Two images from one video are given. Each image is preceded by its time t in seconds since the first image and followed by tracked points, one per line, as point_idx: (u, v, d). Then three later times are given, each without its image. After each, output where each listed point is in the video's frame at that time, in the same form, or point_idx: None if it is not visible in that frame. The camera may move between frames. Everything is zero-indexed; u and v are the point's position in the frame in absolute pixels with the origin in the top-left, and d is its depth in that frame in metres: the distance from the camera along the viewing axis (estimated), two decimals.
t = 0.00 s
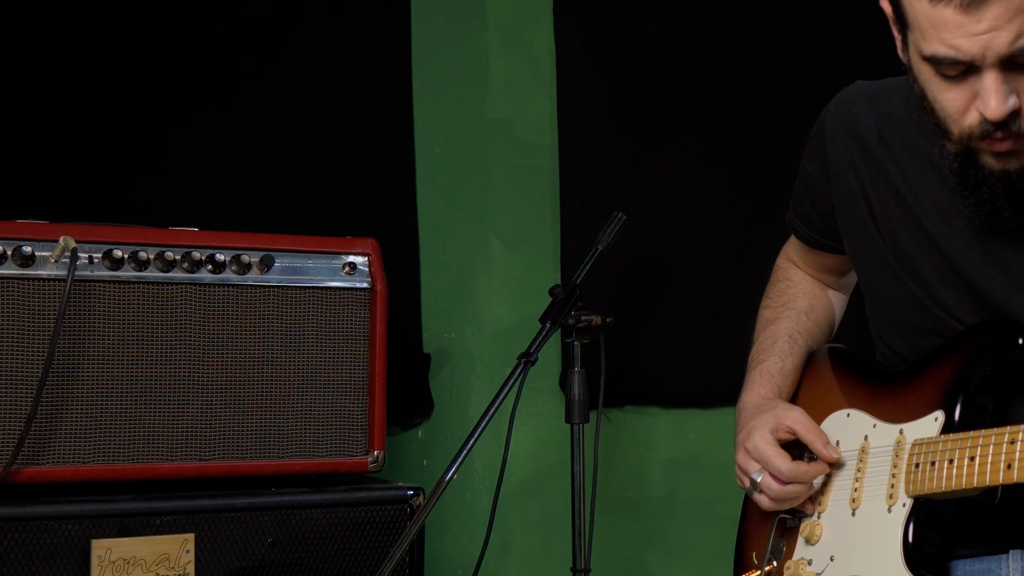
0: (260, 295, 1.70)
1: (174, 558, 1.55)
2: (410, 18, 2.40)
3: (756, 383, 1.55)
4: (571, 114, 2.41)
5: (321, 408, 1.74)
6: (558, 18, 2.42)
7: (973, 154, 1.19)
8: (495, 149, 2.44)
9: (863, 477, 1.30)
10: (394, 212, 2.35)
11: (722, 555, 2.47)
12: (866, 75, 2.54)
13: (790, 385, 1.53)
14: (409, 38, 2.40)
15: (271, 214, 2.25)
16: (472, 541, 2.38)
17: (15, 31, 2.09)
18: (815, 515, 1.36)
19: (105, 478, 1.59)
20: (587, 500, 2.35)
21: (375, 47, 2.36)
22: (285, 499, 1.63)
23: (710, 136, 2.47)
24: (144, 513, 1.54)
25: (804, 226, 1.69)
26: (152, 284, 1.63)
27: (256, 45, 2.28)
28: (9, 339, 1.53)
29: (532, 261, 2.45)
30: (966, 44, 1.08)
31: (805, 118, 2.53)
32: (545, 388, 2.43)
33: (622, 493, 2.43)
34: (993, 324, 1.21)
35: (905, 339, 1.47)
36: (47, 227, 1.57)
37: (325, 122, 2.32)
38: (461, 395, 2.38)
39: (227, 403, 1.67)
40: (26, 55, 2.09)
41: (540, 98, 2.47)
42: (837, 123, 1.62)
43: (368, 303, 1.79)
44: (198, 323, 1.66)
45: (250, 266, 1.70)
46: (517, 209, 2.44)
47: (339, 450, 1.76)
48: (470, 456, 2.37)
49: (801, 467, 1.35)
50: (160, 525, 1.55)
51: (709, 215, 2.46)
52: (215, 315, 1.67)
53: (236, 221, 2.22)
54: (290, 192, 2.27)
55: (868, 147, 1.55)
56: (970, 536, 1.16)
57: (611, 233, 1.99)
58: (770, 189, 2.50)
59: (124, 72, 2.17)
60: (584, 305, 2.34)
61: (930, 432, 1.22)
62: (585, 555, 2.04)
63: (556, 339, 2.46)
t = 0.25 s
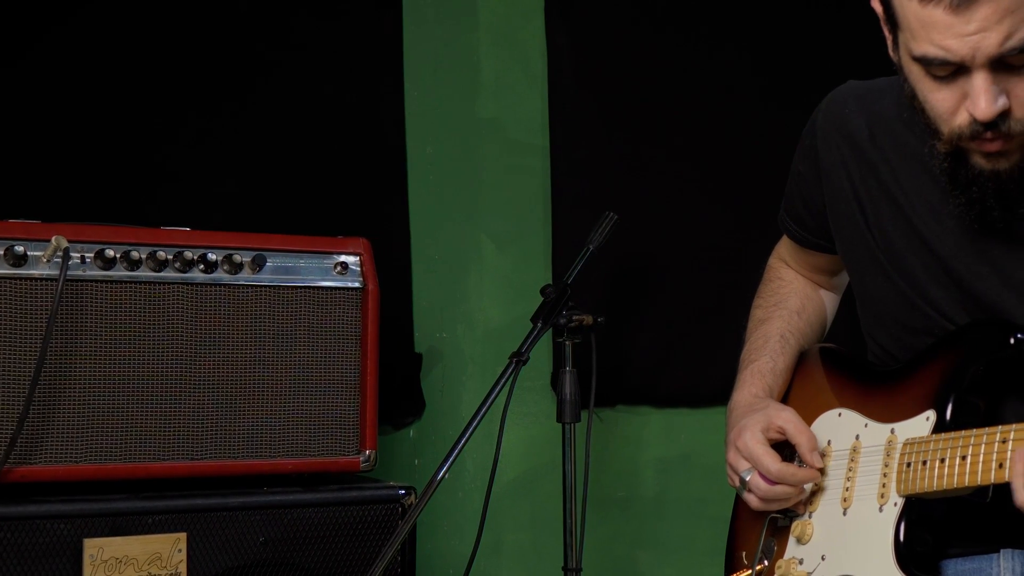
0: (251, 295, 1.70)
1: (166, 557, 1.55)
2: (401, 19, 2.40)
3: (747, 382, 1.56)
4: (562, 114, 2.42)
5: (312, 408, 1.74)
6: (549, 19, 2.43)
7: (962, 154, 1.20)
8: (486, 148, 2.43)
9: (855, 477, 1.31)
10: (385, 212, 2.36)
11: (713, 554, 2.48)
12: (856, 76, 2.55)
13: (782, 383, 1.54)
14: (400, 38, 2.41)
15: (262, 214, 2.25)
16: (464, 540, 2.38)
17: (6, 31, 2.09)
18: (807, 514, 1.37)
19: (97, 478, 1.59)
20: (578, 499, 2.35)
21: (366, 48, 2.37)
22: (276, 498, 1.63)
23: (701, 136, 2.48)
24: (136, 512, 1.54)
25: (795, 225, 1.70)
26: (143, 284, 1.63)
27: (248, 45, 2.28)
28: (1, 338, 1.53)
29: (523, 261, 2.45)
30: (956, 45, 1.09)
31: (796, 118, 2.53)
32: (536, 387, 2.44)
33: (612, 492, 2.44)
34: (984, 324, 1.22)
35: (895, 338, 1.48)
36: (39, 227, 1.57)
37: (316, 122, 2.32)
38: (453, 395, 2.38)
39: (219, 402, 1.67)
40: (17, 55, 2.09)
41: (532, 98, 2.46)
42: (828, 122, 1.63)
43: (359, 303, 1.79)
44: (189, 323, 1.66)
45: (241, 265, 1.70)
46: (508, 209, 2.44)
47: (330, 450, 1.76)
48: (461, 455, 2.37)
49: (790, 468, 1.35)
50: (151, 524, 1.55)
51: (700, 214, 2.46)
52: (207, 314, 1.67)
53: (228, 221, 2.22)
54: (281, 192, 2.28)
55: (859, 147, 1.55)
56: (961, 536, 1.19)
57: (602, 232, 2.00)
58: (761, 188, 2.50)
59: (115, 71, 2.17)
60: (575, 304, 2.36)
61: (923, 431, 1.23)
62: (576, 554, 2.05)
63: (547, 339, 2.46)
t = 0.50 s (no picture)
0: (243, 295, 1.71)
1: (158, 556, 1.55)
2: (393, 19, 2.41)
3: (737, 381, 1.57)
4: (554, 114, 2.42)
5: (304, 407, 1.75)
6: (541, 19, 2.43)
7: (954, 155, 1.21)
8: (477, 148, 2.44)
9: (845, 476, 1.32)
10: (378, 211, 2.36)
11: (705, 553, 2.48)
12: (847, 76, 2.56)
13: (772, 382, 1.54)
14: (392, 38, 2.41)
15: (255, 214, 2.25)
16: (455, 539, 2.38)
17: None
18: (796, 513, 1.38)
19: (89, 477, 1.59)
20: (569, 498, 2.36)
21: (358, 48, 2.37)
22: (268, 498, 1.64)
23: (693, 136, 2.48)
24: (128, 511, 1.54)
25: (787, 225, 1.71)
26: (136, 284, 1.63)
27: (239, 45, 2.28)
28: None
29: (514, 260, 2.45)
30: (948, 46, 1.10)
31: (788, 118, 2.54)
32: (527, 386, 2.45)
33: (603, 491, 2.45)
34: (976, 325, 1.23)
35: (887, 338, 1.48)
36: (31, 226, 1.57)
37: (308, 121, 2.32)
38: (445, 394, 2.39)
39: (211, 402, 1.67)
40: (9, 55, 2.09)
41: (523, 97, 2.47)
42: (819, 122, 1.64)
43: (351, 302, 1.80)
44: (181, 322, 1.66)
45: (233, 265, 1.70)
46: (499, 209, 2.45)
47: (322, 449, 1.76)
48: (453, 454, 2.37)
49: (780, 468, 1.35)
50: (143, 523, 1.55)
51: (691, 215, 2.47)
52: (199, 314, 1.67)
53: (220, 221, 2.22)
54: (273, 192, 2.27)
55: (850, 147, 1.56)
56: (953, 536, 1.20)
57: (594, 233, 2.00)
58: (753, 188, 2.51)
59: (107, 71, 2.17)
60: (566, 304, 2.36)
61: (913, 431, 1.24)
62: (567, 553, 2.05)
63: (539, 339, 2.47)
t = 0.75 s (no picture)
0: (235, 295, 1.71)
1: (150, 556, 1.55)
2: (384, 19, 2.41)
3: (729, 382, 1.58)
4: (545, 114, 2.43)
5: (296, 407, 1.75)
6: (532, 19, 2.44)
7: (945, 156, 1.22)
8: (469, 149, 2.45)
9: (837, 475, 1.33)
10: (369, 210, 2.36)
11: (696, 552, 2.49)
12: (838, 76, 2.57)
13: (763, 383, 1.55)
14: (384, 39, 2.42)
15: (246, 214, 2.25)
16: (446, 538, 2.39)
17: None
18: (788, 514, 1.38)
19: (80, 477, 1.59)
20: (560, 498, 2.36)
21: (350, 48, 2.37)
22: (260, 497, 1.64)
23: (685, 136, 2.48)
24: (120, 511, 1.54)
25: (778, 224, 1.72)
26: (127, 284, 1.64)
27: (231, 45, 2.28)
28: None
29: (506, 260, 2.46)
30: (938, 47, 1.11)
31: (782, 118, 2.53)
32: (519, 386, 2.45)
33: (593, 491, 2.46)
34: (967, 322, 1.24)
35: (877, 337, 1.49)
36: (23, 226, 1.57)
37: (300, 121, 2.32)
38: (436, 393, 2.40)
39: (203, 402, 1.68)
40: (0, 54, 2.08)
41: (513, 97, 2.48)
42: (810, 122, 1.65)
43: (343, 301, 1.80)
44: (173, 322, 1.66)
45: (225, 264, 1.71)
46: (491, 209, 2.45)
47: (314, 448, 1.77)
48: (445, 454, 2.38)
49: (773, 469, 1.37)
50: (135, 523, 1.55)
51: (684, 214, 2.47)
52: (190, 313, 1.67)
53: (212, 221, 2.22)
54: (265, 192, 2.28)
55: (841, 147, 1.57)
56: (944, 534, 1.23)
57: (585, 233, 2.01)
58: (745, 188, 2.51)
59: (99, 71, 2.17)
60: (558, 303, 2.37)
61: (905, 428, 1.25)
62: (559, 553, 2.06)
63: (530, 339, 2.47)
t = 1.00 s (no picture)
0: (227, 294, 1.71)
1: (142, 555, 1.55)
2: (376, 19, 2.41)
3: (721, 381, 1.59)
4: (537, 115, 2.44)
5: (287, 406, 1.75)
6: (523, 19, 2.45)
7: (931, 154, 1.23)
8: (461, 149, 2.45)
9: (827, 475, 1.33)
10: (361, 210, 2.36)
11: (687, 552, 2.50)
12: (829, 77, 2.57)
13: (754, 383, 1.56)
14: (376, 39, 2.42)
15: (238, 213, 2.25)
16: (438, 538, 2.39)
17: None
18: (779, 513, 1.39)
19: (72, 476, 1.60)
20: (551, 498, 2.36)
21: (341, 48, 2.37)
22: (252, 496, 1.64)
23: (677, 136, 2.49)
24: (112, 510, 1.55)
25: (768, 224, 1.73)
26: (120, 283, 1.64)
27: (223, 45, 2.28)
28: None
29: (497, 260, 2.46)
30: (921, 48, 1.12)
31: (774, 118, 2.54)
32: (510, 386, 2.45)
33: (585, 490, 2.47)
34: (956, 322, 1.25)
35: (866, 337, 1.50)
36: (15, 225, 1.57)
37: (292, 121, 2.32)
38: (427, 393, 2.40)
39: (195, 401, 1.68)
40: None
41: (505, 96, 2.48)
42: (800, 122, 1.66)
43: (334, 301, 1.80)
44: (165, 322, 1.66)
45: (217, 264, 1.71)
46: (483, 209, 2.46)
47: (306, 448, 1.77)
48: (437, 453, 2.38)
49: (766, 466, 1.37)
50: (127, 522, 1.56)
51: (675, 215, 2.48)
52: (183, 313, 1.68)
53: (203, 221, 2.22)
54: (257, 191, 2.28)
55: (831, 147, 1.58)
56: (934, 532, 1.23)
57: (576, 231, 2.02)
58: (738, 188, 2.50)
59: (90, 70, 2.16)
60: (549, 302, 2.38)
61: (895, 428, 1.26)
62: (549, 552, 2.07)
63: (522, 339, 2.48)
